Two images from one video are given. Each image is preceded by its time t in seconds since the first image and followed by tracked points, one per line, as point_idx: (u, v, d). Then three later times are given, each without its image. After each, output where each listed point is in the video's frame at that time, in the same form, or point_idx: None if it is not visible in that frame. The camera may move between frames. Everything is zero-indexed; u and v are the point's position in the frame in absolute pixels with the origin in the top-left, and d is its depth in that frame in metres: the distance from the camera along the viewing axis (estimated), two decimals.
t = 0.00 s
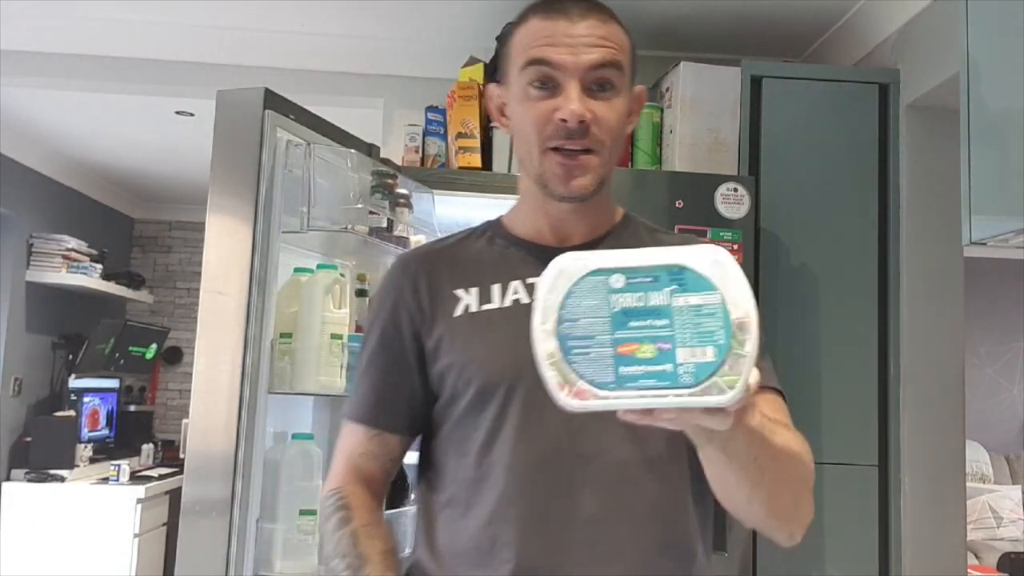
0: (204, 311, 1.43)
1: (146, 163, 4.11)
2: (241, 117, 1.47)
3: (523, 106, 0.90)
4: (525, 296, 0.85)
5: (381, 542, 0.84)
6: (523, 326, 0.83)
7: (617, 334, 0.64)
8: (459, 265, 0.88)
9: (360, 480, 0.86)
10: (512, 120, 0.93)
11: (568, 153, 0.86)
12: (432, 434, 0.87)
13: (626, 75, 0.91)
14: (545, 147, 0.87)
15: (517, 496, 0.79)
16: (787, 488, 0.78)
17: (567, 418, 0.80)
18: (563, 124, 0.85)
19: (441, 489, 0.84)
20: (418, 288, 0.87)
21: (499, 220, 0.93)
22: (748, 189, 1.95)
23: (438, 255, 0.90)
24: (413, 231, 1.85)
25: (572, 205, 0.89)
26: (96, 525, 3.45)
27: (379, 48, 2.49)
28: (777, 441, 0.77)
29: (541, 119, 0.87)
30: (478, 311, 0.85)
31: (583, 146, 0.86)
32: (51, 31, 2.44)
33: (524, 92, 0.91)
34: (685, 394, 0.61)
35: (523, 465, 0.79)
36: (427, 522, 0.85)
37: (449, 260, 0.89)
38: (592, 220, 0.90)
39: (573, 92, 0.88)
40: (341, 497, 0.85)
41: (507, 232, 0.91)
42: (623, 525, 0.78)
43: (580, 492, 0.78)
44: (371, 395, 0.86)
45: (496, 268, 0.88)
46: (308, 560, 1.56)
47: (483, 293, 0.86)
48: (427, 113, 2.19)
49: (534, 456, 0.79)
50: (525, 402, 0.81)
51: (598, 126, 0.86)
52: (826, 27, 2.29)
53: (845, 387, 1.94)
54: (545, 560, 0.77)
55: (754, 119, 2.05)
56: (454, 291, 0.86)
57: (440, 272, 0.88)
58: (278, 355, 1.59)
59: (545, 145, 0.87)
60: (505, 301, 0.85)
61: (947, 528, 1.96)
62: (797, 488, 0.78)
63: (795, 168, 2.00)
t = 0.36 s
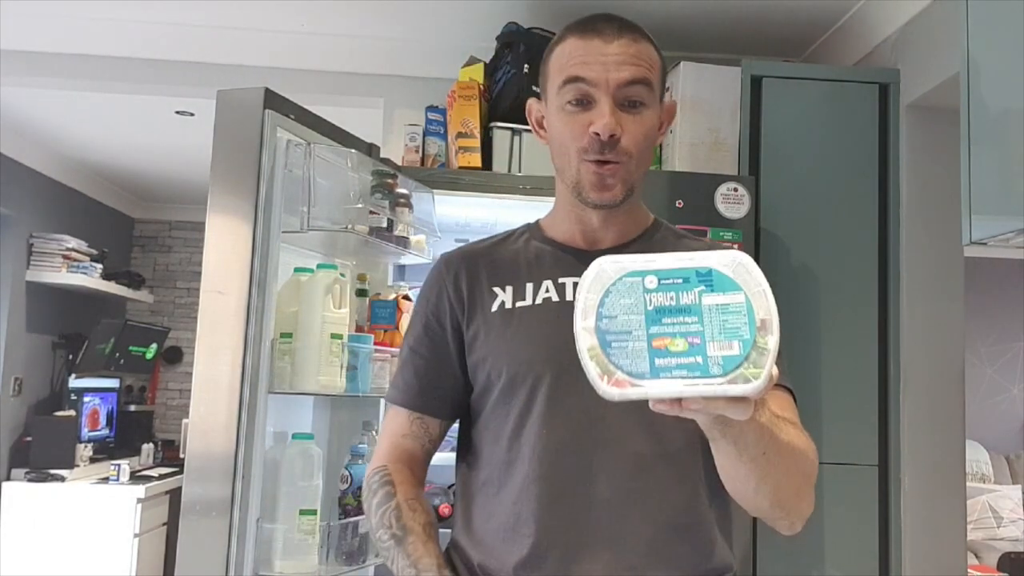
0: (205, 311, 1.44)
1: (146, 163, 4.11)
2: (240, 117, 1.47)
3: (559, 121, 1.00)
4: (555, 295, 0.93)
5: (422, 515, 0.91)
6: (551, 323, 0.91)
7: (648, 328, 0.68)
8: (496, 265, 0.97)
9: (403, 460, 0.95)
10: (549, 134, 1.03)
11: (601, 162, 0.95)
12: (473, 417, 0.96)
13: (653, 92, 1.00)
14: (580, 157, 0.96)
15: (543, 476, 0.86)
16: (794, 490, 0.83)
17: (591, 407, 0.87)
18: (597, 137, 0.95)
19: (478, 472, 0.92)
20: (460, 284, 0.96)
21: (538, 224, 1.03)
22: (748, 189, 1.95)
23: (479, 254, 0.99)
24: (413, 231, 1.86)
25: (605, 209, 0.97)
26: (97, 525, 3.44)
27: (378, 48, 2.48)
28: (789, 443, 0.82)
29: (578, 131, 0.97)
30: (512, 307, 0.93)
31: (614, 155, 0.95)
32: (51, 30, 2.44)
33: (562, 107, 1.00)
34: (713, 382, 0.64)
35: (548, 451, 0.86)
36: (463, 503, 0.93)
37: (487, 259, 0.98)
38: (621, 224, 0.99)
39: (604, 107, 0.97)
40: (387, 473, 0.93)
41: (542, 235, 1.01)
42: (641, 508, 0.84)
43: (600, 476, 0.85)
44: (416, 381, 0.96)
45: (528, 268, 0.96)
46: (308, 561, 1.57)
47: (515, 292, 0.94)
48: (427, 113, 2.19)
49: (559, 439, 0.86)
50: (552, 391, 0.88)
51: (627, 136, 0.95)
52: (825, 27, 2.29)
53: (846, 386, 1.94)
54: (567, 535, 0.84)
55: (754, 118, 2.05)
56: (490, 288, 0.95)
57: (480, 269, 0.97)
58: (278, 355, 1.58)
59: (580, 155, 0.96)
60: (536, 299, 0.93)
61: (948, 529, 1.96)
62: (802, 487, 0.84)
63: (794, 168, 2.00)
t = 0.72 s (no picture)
0: (205, 311, 1.44)
1: (147, 163, 4.12)
2: (241, 118, 1.47)
3: (549, 133, 1.05)
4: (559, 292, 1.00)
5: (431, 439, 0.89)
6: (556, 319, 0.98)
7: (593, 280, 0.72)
8: (502, 267, 1.03)
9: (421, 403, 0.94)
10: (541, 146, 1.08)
11: (591, 172, 1.00)
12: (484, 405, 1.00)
13: (640, 103, 1.06)
14: (571, 168, 1.01)
15: (544, 471, 0.92)
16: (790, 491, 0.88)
17: (590, 405, 0.94)
18: (586, 147, 1.00)
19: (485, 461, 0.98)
20: (468, 277, 1.02)
21: (536, 231, 1.08)
22: (748, 189, 1.95)
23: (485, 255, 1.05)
24: (413, 231, 1.86)
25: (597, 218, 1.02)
26: (97, 524, 3.45)
27: (378, 48, 2.49)
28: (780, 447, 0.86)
29: (568, 142, 1.02)
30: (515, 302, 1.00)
31: (603, 165, 1.00)
32: (52, 31, 2.45)
33: (552, 119, 1.05)
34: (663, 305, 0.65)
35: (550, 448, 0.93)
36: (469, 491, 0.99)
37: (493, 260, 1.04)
38: (615, 230, 1.04)
39: (592, 119, 1.02)
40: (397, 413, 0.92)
41: (539, 240, 1.06)
42: (638, 501, 0.91)
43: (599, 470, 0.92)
44: (433, 359, 0.97)
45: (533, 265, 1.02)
46: (308, 561, 1.57)
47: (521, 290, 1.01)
48: (427, 113, 2.19)
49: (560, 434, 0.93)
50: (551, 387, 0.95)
51: (615, 147, 1.00)
52: (825, 27, 2.29)
53: (845, 387, 1.94)
54: (569, 529, 0.91)
55: (754, 118, 2.06)
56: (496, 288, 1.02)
57: (486, 265, 1.04)
58: (278, 355, 1.58)
59: (571, 166, 1.01)
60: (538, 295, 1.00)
61: (947, 529, 1.96)
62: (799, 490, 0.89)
63: (793, 169, 2.01)
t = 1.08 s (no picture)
0: (205, 311, 1.44)
1: (147, 163, 4.12)
2: (241, 118, 1.47)
3: (539, 131, 1.06)
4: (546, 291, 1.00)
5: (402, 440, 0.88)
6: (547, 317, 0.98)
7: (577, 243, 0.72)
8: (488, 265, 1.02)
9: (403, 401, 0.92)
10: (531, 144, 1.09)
11: (581, 170, 1.01)
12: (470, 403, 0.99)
13: (630, 101, 1.07)
14: (562, 165, 1.02)
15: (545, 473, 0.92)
16: (820, 455, 0.89)
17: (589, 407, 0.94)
18: (575, 144, 1.01)
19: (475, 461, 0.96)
20: (457, 275, 1.01)
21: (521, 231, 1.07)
22: (748, 189, 1.95)
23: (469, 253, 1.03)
24: (413, 231, 1.86)
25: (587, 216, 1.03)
26: (97, 524, 3.45)
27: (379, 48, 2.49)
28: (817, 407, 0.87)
29: (559, 139, 1.03)
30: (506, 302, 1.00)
31: (594, 164, 1.01)
32: (52, 31, 2.45)
33: (543, 117, 1.06)
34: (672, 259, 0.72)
35: (550, 451, 0.92)
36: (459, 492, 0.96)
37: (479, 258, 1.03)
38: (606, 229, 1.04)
39: (583, 117, 1.03)
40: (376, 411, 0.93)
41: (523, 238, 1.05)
42: (641, 500, 0.91)
43: (601, 470, 0.92)
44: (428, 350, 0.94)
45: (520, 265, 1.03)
46: (308, 560, 1.57)
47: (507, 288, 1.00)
48: (427, 113, 2.19)
49: (559, 433, 0.93)
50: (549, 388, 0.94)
51: (606, 145, 1.02)
52: (825, 27, 2.29)
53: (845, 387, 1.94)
54: (571, 532, 0.90)
55: (754, 118, 2.06)
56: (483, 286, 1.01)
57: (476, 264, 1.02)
58: (278, 355, 1.58)
59: (561, 164, 1.02)
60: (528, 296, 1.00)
61: (947, 530, 1.96)
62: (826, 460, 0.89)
63: (794, 168, 2.01)
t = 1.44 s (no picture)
0: (205, 312, 1.44)
1: (147, 163, 4.12)
2: (240, 117, 1.47)
3: (503, 127, 1.04)
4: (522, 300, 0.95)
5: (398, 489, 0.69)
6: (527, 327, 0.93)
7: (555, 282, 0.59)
8: (461, 272, 0.97)
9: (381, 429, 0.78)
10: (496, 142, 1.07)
11: (547, 166, 0.99)
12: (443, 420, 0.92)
13: (600, 96, 1.05)
14: (527, 162, 1.00)
15: (525, 492, 0.86)
16: (827, 451, 0.82)
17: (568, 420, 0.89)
18: (542, 140, 0.99)
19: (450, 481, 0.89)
20: (425, 284, 0.95)
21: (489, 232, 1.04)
22: (748, 189, 1.95)
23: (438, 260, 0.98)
24: (413, 231, 1.85)
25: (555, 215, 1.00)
26: (97, 524, 3.45)
27: (379, 48, 2.49)
28: (813, 401, 0.85)
29: (524, 135, 1.01)
30: (479, 312, 0.94)
31: (560, 160, 0.99)
32: (51, 31, 2.45)
33: (508, 112, 1.05)
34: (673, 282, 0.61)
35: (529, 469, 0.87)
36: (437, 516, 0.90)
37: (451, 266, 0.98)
38: (576, 228, 1.02)
39: (550, 112, 1.02)
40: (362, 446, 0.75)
41: (491, 240, 1.02)
42: (626, 519, 0.86)
43: (584, 488, 0.87)
44: (398, 364, 0.86)
45: (494, 273, 0.97)
46: (308, 560, 1.57)
47: (481, 297, 0.95)
48: (427, 113, 2.19)
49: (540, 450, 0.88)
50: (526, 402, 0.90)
51: (574, 141, 1.00)
52: (824, 27, 2.29)
53: (845, 387, 1.94)
54: (553, 554, 0.85)
55: (754, 118, 2.06)
56: (455, 294, 0.95)
57: (444, 272, 0.97)
58: (278, 355, 1.59)
59: (527, 161, 1.00)
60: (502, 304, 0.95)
61: (947, 529, 1.96)
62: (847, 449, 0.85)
63: (793, 168, 2.01)
